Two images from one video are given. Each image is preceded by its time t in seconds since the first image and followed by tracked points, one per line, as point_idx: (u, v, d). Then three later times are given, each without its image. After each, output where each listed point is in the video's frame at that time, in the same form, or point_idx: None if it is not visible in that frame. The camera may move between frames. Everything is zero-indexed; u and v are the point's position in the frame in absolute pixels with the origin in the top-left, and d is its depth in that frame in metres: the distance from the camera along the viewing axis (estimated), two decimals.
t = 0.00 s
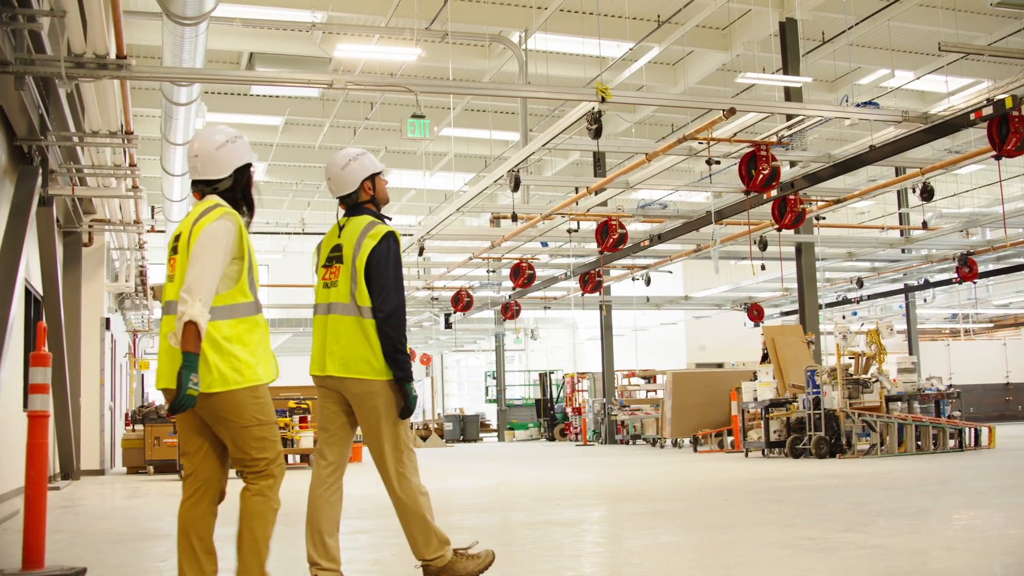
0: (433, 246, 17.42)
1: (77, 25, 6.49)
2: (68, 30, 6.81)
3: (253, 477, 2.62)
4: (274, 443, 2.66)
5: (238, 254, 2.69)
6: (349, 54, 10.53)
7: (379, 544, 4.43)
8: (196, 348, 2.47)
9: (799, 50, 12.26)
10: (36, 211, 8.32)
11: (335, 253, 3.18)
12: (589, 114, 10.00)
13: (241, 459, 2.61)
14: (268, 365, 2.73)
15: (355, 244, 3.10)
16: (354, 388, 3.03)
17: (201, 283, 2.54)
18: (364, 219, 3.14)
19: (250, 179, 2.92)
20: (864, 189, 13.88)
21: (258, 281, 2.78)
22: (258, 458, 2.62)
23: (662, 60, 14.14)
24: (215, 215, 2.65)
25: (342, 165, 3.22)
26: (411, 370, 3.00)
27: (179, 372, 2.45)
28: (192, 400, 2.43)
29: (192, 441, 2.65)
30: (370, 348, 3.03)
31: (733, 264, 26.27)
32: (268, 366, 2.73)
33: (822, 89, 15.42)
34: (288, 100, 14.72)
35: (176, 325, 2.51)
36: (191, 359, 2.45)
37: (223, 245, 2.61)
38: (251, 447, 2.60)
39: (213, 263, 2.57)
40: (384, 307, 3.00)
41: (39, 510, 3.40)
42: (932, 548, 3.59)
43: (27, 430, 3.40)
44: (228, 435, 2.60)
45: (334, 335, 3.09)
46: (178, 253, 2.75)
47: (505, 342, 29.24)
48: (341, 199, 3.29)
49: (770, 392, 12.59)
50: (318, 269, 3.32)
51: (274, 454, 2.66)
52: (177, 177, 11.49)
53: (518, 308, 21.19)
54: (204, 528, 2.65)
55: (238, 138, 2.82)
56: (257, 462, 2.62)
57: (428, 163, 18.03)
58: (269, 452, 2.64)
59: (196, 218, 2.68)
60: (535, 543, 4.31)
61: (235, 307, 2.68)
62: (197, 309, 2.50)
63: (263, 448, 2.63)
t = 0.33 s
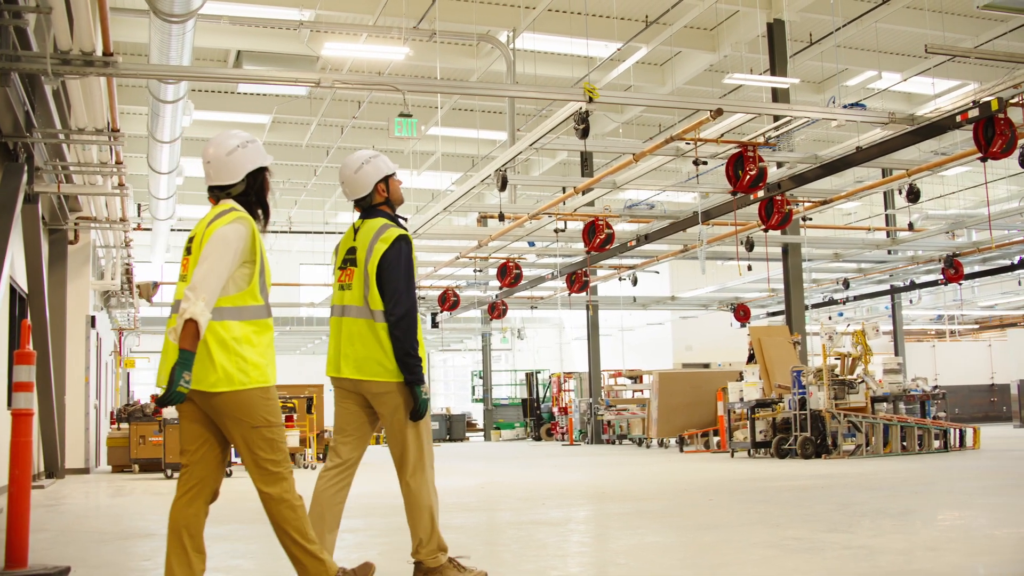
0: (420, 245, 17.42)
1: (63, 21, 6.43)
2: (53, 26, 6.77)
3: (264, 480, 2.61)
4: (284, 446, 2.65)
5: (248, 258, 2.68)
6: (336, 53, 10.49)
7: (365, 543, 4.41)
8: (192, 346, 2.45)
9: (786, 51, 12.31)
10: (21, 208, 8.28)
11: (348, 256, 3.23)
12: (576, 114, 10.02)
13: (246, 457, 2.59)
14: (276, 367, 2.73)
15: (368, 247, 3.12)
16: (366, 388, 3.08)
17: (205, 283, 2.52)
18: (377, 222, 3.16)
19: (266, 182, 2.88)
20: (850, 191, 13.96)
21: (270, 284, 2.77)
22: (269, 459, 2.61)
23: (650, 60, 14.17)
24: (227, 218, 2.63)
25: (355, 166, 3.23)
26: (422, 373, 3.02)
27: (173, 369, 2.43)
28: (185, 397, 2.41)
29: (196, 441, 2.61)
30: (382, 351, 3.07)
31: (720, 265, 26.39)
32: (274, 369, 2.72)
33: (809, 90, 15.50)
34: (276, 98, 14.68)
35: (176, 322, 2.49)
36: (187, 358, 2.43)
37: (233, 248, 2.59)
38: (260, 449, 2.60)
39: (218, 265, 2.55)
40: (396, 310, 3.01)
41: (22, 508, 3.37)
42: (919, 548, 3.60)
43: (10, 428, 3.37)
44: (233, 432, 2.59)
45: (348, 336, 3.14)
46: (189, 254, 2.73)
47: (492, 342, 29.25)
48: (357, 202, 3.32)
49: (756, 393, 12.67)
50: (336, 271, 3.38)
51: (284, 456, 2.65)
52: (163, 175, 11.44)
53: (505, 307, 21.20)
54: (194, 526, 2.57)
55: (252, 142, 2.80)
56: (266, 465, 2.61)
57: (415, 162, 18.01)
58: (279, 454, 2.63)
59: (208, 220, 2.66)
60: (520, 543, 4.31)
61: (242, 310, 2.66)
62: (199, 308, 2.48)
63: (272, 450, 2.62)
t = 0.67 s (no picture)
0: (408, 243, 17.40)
1: (49, 15, 6.37)
2: (40, 20, 6.73)
3: (273, 484, 2.58)
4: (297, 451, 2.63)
5: (267, 262, 2.67)
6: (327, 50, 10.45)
7: (352, 541, 4.40)
8: (213, 351, 2.47)
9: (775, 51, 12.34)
10: (7, 204, 8.22)
11: (364, 251, 3.26)
12: (564, 112, 10.02)
13: (259, 459, 2.58)
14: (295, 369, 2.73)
15: (383, 242, 3.16)
16: (383, 379, 3.11)
17: (224, 289, 2.52)
18: (392, 216, 3.19)
19: (283, 185, 2.86)
20: (838, 191, 14.02)
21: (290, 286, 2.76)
22: (282, 463, 2.59)
23: (639, 59, 14.19)
24: (245, 224, 2.62)
25: (370, 162, 3.26)
26: (440, 365, 3.05)
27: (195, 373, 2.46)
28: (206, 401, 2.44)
29: (212, 440, 2.60)
30: (398, 344, 3.10)
31: (708, 265, 26.46)
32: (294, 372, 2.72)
33: (798, 91, 15.57)
34: (264, 95, 14.64)
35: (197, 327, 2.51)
36: (208, 362, 2.44)
37: (252, 255, 2.59)
38: (274, 452, 2.58)
39: (237, 271, 2.55)
40: (414, 304, 3.03)
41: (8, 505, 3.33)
42: (904, 549, 3.61)
43: None
44: (248, 432, 2.59)
45: (366, 331, 3.18)
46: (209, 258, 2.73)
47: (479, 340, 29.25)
48: (372, 198, 3.35)
49: (743, 392, 12.72)
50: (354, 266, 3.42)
51: (296, 462, 2.63)
52: (151, 172, 11.37)
53: (494, 306, 21.16)
54: (196, 521, 2.54)
55: (268, 145, 2.78)
56: (278, 469, 2.59)
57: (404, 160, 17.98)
58: (292, 458, 2.61)
59: (227, 225, 2.65)
60: (507, 541, 4.31)
61: (263, 313, 2.66)
62: (219, 313, 2.49)
63: (285, 453, 2.61)
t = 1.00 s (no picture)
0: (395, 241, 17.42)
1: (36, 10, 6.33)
2: (26, 15, 6.67)
3: (284, 474, 2.61)
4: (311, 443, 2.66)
5: (292, 259, 2.69)
6: (316, 48, 10.41)
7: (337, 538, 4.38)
8: (264, 356, 2.48)
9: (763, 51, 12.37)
10: None
11: (372, 247, 3.31)
12: (552, 111, 10.01)
13: (275, 448, 2.62)
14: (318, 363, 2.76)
15: (390, 238, 3.20)
16: (388, 374, 3.15)
17: (260, 293, 2.54)
18: (399, 213, 3.24)
19: (298, 178, 2.88)
20: (825, 191, 14.07)
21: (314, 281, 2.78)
22: (296, 455, 2.63)
23: (628, 59, 14.20)
24: (267, 224, 2.63)
25: (377, 160, 3.34)
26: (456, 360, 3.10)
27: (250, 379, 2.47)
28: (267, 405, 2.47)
29: (234, 429, 2.67)
30: (406, 339, 3.14)
31: (696, 264, 26.54)
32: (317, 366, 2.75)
33: (786, 91, 15.64)
34: (252, 91, 14.56)
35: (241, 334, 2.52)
36: (262, 367, 2.46)
37: (279, 254, 2.61)
38: (289, 443, 2.62)
39: (268, 273, 2.57)
40: (428, 301, 3.08)
41: None
42: (888, 548, 3.63)
43: None
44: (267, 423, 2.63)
45: (373, 326, 3.22)
46: (231, 259, 2.74)
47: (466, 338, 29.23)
48: (378, 194, 3.40)
49: (729, 391, 12.77)
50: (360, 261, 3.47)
51: (309, 455, 2.66)
52: (138, 167, 11.28)
53: (481, 304, 21.13)
54: (215, 509, 2.63)
55: (280, 140, 2.79)
56: (290, 460, 2.63)
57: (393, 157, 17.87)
58: (306, 450, 2.65)
59: (250, 226, 2.66)
60: (492, 539, 4.31)
61: (289, 309, 2.68)
62: (261, 318, 2.50)
63: (299, 445, 2.64)
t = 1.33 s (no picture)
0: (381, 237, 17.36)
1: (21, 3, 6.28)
2: (10, 8, 6.61)
3: (279, 467, 2.66)
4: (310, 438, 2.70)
5: (309, 255, 2.76)
6: (303, 43, 10.36)
7: (320, 534, 4.36)
8: (326, 347, 2.62)
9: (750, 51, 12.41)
10: None
11: (375, 244, 3.32)
12: (539, 109, 9.98)
13: (274, 441, 2.67)
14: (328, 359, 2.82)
15: (392, 236, 3.21)
16: (383, 370, 3.15)
17: (295, 291, 2.63)
18: (402, 211, 3.25)
19: (306, 175, 2.93)
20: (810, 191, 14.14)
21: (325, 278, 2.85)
22: (293, 448, 2.67)
23: (615, 57, 14.22)
24: (283, 221, 2.70)
25: (380, 157, 3.36)
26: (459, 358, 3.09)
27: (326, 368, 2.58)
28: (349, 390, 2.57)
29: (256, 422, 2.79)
30: (404, 335, 3.13)
31: (682, 263, 26.62)
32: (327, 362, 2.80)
33: (773, 91, 15.71)
34: (238, 87, 14.48)
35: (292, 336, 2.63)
36: (329, 358, 2.60)
37: (301, 250, 2.68)
38: (288, 438, 2.67)
39: (298, 272, 2.64)
40: (430, 298, 3.08)
41: None
42: (869, 548, 3.65)
43: None
44: (269, 417, 2.69)
45: (373, 323, 3.22)
46: (245, 256, 2.79)
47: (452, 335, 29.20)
48: (382, 192, 3.42)
49: (714, 390, 12.82)
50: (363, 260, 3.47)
51: (307, 451, 2.70)
52: (123, 162, 11.19)
53: (467, 301, 21.12)
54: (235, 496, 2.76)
55: (287, 138, 2.85)
56: (287, 454, 2.67)
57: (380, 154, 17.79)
58: (304, 445, 2.68)
59: (264, 225, 2.73)
60: (476, 536, 4.31)
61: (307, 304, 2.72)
62: (308, 317, 2.61)
63: (299, 440, 2.68)
